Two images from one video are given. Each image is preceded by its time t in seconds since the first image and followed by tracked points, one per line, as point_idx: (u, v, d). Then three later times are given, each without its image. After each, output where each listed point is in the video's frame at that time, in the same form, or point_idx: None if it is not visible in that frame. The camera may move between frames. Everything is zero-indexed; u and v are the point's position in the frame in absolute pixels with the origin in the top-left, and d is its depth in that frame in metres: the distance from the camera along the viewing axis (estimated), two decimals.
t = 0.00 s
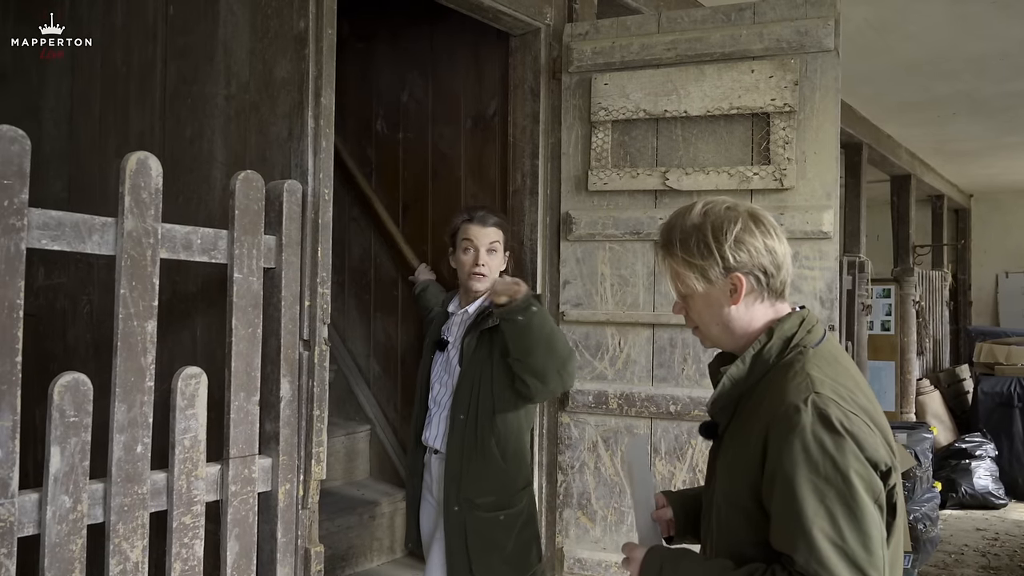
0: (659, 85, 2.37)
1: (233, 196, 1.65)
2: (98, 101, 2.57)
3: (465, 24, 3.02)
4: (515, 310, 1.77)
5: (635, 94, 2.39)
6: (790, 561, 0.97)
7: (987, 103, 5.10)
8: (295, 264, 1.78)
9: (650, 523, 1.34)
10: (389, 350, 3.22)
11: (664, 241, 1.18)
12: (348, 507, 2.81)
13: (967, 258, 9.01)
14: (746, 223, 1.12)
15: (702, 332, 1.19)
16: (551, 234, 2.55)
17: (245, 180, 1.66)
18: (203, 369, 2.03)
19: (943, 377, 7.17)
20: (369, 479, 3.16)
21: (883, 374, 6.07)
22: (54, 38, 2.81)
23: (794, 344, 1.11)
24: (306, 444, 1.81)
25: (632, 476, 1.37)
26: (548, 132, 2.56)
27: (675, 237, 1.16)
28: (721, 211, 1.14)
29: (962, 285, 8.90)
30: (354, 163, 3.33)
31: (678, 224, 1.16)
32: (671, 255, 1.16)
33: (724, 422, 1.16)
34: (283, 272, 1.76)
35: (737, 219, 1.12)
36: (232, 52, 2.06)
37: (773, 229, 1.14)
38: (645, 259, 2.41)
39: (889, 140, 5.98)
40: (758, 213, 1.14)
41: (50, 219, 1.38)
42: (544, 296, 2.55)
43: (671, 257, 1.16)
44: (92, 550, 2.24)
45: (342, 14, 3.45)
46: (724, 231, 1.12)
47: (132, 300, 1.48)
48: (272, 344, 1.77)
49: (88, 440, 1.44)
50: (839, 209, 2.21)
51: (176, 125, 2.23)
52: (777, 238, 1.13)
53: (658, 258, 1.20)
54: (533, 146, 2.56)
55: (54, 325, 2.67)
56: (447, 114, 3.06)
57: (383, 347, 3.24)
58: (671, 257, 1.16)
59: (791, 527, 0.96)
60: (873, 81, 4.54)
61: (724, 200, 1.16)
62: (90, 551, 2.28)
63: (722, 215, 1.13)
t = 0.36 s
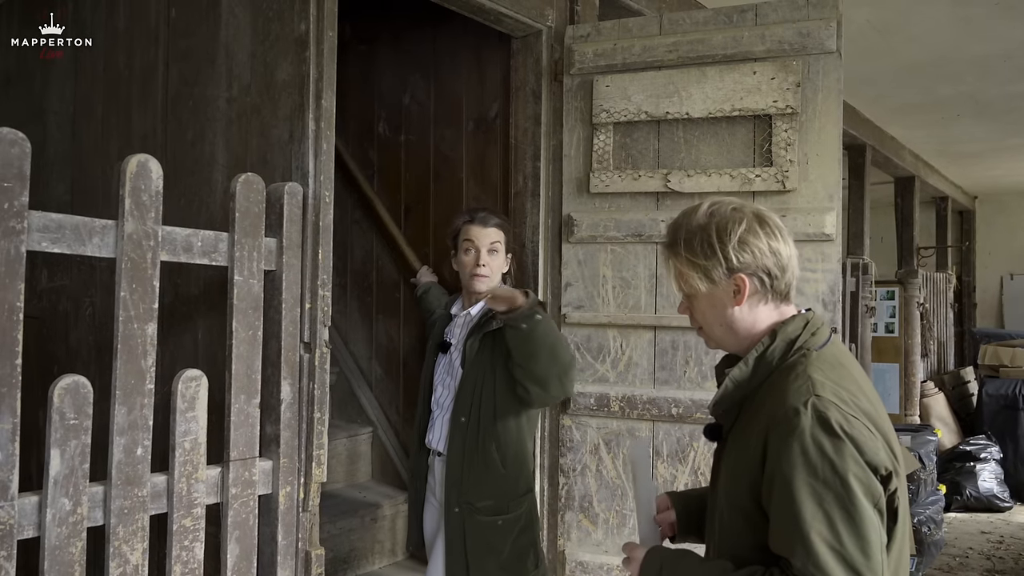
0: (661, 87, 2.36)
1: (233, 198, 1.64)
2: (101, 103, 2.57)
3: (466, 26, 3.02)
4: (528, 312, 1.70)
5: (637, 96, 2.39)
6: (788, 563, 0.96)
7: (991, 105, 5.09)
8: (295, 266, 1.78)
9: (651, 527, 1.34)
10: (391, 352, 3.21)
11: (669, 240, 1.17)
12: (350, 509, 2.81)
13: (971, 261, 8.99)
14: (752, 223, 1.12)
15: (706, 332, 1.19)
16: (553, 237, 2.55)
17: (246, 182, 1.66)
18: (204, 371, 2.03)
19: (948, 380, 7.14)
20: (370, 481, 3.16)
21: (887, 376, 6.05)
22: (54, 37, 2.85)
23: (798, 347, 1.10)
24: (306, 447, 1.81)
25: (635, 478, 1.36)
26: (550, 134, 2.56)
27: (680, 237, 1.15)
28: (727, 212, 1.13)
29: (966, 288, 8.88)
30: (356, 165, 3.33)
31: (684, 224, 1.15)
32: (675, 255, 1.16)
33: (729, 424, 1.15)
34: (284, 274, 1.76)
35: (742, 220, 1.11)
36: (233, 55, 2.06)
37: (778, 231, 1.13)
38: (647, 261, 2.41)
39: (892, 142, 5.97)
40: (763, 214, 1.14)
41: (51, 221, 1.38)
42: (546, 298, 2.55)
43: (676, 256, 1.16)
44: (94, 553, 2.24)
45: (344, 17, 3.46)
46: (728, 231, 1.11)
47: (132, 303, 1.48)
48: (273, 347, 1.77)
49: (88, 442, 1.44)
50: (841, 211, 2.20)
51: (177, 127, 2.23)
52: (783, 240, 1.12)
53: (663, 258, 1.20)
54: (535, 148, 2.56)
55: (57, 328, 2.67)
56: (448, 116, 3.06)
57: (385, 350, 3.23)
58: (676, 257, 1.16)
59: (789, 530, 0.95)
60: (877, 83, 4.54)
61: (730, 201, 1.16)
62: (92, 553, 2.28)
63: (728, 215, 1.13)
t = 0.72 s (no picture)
0: (664, 88, 2.35)
1: (234, 199, 1.64)
2: (103, 104, 2.58)
3: (468, 27, 3.01)
4: (519, 271, 1.80)
5: (639, 96, 2.38)
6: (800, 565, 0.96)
7: (996, 105, 5.07)
8: (297, 266, 1.77)
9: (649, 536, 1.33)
10: (393, 353, 3.21)
11: (683, 239, 1.17)
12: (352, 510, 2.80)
13: (976, 262, 8.96)
14: (766, 222, 1.11)
15: (719, 330, 1.18)
16: (555, 237, 2.54)
17: (246, 182, 1.66)
18: (206, 372, 2.03)
19: (953, 381, 7.11)
20: (373, 482, 3.16)
21: (891, 377, 6.04)
22: (56, 38, 2.86)
23: (812, 348, 1.09)
24: (307, 447, 1.80)
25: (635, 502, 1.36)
26: (552, 135, 2.56)
27: (693, 236, 1.15)
28: (741, 211, 1.13)
29: (971, 289, 8.85)
30: (358, 165, 3.33)
31: (697, 222, 1.15)
32: (688, 253, 1.15)
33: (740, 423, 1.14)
34: (285, 274, 1.75)
35: (755, 218, 1.11)
36: (235, 55, 2.06)
37: (793, 230, 1.13)
38: (649, 261, 2.40)
39: (896, 142, 5.95)
40: (778, 213, 1.13)
41: (51, 221, 1.38)
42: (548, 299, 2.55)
43: (688, 255, 1.15)
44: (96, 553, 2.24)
45: (346, 17, 3.45)
46: (743, 229, 1.10)
47: (132, 303, 1.48)
48: (274, 348, 1.77)
49: (89, 443, 1.44)
50: (844, 212, 2.19)
51: (179, 127, 2.23)
52: (796, 238, 1.11)
53: (676, 256, 1.19)
54: (537, 149, 2.56)
55: (59, 328, 2.67)
56: (450, 117, 3.06)
57: (387, 351, 3.23)
58: (689, 256, 1.15)
59: (803, 532, 0.95)
60: (880, 83, 4.52)
61: (744, 199, 1.15)
62: (94, 553, 2.28)
63: (742, 213, 1.12)
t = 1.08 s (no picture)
0: (666, 87, 2.35)
1: (234, 198, 1.63)
2: (105, 104, 2.58)
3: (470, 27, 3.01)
4: (501, 298, 1.77)
5: (641, 96, 2.38)
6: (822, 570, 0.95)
7: (1000, 105, 5.05)
8: (297, 266, 1.77)
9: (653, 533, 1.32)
10: (395, 353, 3.21)
11: (697, 237, 1.16)
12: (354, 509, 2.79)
13: (980, 262, 8.94)
14: (783, 219, 1.10)
15: (736, 330, 1.17)
16: (557, 237, 2.54)
17: (247, 181, 1.65)
18: (207, 372, 2.03)
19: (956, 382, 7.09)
20: (374, 482, 3.16)
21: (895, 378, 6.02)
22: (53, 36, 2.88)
23: (830, 350, 1.08)
24: (308, 447, 1.80)
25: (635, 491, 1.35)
26: (554, 134, 2.55)
27: (709, 234, 1.14)
28: (758, 208, 1.12)
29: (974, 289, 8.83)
30: (361, 165, 3.33)
31: (712, 219, 1.14)
32: (705, 251, 1.14)
33: (750, 424, 1.13)
34: (286, 274, 1.75)
35: (772, 216, 1.10)
36: (236, 54, 2.06)
37: (810, 226, 1.12)
38: (651, 261, 2.39)
39: (899, 142, 5.93)
40: (794, 209, 1.12)
41: (51, 220, 1.37)
42: (550, 298, 2.54)
43: (704, 253, 1.14)
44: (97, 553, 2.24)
45: (348, 17, 3.45)
46: (760, 227, 1.09)
47: (132, 302, 1.48)
48: (274, 347, 1.77)
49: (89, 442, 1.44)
50: (847, 211, 2.18)
51: (181, 127, 2.23)
52: (813, 236, 1.10)
53: (691, 255, 1.18)
54: (539, 148, 2.55)
55: (61, 327, 2.67)
56: (452, 116, 3.05)
57: (389, 350, 3.22)
58: (705, 255, 1.14)
59: (825, 536, 0.94)
60: (883, 83, 4.51)
61: (760, 196, 1.14)
62: (95, 553, 2.28)
63: (758, 211, 1.11)
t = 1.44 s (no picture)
0: (666, 84, 2.35)
1: (233, 195, 1.64)
2: (105, 103, 2.58)
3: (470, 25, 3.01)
4: (520, 318, 1.73)
5: (641, 94, 2.37)
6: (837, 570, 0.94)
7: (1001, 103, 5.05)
8: (296, 263, 1.77)
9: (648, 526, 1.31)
10: (395, 352, 3.21)
11: (704, 233, 1.16)
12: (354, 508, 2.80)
13: (981, 262, 8.92)
14: (793, 214, 1.10)
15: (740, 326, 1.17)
16: (557, 236, 2.54)
17: (246, 178, 1.65)
18: (207, 369, 2.03)
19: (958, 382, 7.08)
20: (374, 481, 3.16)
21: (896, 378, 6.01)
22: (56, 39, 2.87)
23: (838, 348, 1.08)
24: (307, 444, 1.80)
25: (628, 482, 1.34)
26: (554, 133, 2.55)
27: (716, 229, 1.13)
28: (767, 203, 1.11)
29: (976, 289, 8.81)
30: (361, 164, 3.33)
31: (720, 214, 1.14)
32: (712, 247, 1.13)
33: (756, 422, 1.12)
34: (285, 271, 1.75)
35: (781, 211, 1.10)
36: (235, 53, 2.06)
37: (818, 221, 1.11)
38: (651, 259, 2.39)
39: (900, 142, 5.93)
40: (803, 204, 1.12)
41: (50, 216, 1.38)
42: (550, 297, 2.54)
43: (712, 249, 1.14)
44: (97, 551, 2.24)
45: (348, 16, 3.45)
46: (769, 222, 1.09)
47: (131, 299, 1.48)
48: (273, 344, 1.77)
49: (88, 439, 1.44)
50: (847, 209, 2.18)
51: (181, 125, 2.23)
52: (821, 232, 1.10)
53: (698, 250, 1.17)
54: (539, 146, 2.55)
55: (61, 326, 2.68)
56: (452, 115, 3.06)
57: (389, 349, 3.22)
58: (711, 251, 1.14)
59: (840, 535, 0.93)
60: (884, 82, 4.51)
61: (767, 191, 1.14)
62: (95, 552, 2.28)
63: (768, 206, 1.11)
